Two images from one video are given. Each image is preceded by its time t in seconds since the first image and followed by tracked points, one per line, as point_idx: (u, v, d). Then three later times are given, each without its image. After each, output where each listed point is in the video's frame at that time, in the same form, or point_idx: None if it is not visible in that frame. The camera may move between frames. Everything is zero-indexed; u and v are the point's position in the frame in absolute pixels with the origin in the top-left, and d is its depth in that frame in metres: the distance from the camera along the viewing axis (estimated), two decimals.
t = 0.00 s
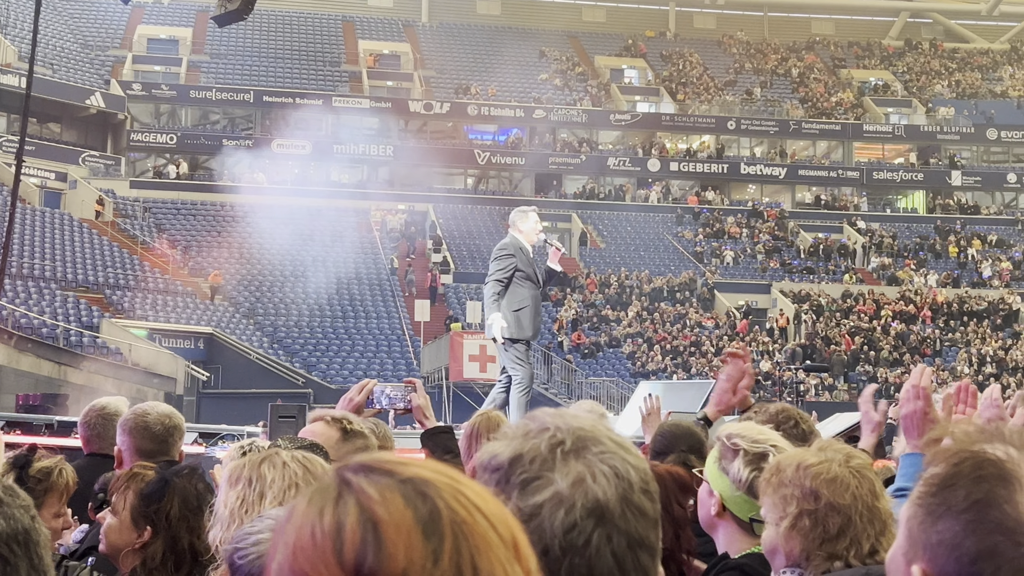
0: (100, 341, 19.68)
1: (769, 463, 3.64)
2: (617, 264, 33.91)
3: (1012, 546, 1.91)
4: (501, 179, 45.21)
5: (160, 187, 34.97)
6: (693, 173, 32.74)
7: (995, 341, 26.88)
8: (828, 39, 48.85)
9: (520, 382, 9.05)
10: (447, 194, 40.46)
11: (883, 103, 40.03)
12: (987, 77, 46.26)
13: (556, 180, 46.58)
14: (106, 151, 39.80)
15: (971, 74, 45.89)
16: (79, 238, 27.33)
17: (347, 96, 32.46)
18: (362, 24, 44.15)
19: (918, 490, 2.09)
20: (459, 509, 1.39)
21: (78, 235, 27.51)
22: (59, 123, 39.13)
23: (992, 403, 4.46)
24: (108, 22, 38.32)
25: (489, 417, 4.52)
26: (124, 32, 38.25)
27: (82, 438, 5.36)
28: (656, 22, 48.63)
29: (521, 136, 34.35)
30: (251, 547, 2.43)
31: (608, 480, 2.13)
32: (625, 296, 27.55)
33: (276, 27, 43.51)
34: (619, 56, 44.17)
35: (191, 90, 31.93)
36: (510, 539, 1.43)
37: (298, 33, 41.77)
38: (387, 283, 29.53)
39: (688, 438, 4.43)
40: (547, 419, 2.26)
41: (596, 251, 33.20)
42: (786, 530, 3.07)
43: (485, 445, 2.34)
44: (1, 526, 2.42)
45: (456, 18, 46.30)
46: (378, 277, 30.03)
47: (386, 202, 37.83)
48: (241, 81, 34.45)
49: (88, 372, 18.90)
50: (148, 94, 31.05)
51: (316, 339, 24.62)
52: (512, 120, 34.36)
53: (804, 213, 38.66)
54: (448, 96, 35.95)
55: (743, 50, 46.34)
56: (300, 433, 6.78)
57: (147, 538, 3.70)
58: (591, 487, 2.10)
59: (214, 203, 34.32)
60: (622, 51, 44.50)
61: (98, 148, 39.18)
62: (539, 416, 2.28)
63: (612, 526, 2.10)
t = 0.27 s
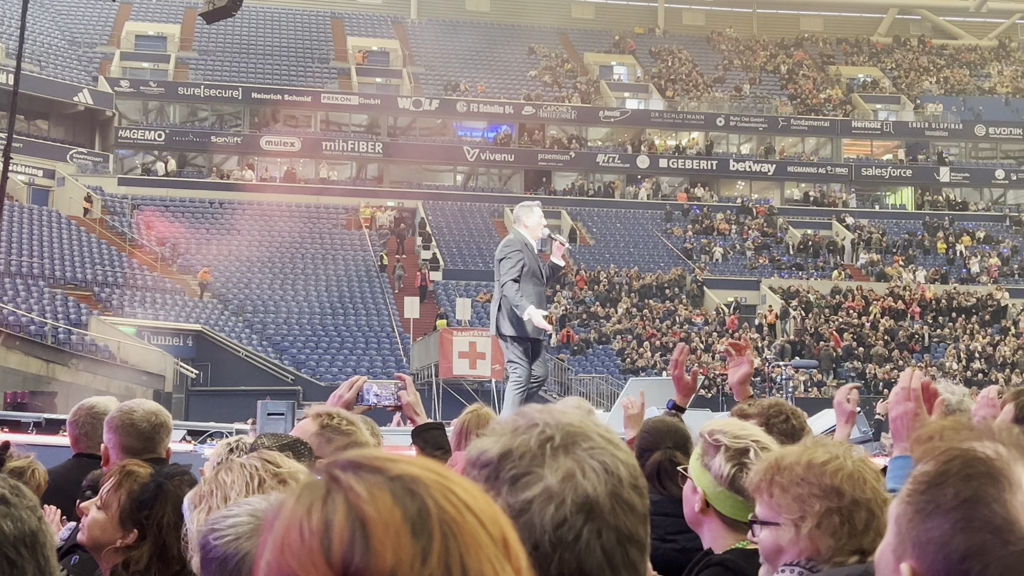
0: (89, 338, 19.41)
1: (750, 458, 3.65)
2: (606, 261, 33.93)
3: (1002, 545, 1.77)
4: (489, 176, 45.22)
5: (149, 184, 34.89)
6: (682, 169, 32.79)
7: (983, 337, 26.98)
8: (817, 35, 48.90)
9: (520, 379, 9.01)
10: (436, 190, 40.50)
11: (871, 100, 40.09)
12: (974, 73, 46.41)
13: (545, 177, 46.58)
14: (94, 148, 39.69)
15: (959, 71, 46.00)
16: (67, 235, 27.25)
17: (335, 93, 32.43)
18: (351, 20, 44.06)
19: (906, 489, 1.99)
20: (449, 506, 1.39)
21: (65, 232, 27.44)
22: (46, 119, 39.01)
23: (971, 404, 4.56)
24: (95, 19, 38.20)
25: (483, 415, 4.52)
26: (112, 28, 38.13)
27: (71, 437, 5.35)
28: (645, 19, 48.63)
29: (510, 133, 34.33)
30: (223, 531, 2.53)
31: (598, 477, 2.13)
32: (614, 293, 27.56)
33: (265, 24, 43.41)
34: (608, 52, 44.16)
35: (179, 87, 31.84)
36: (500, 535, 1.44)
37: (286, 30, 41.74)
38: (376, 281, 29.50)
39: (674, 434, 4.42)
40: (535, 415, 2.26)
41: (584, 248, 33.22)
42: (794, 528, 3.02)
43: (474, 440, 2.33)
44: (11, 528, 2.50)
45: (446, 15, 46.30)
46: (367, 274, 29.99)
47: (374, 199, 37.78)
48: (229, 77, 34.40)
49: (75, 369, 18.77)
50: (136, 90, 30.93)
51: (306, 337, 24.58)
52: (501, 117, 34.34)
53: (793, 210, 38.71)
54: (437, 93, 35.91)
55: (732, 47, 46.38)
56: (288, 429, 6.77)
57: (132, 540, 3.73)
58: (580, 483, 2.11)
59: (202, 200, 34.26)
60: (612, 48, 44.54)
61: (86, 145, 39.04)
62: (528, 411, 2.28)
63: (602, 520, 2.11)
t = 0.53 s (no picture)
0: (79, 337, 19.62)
1: (736, 458, 3.65)
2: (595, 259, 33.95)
3: (988, 547, 1.74)
4: (479, 175, 45.21)
5: (138, 184, 34.80)
6: (671, 168, 32.84)
7: (972, 334, 27.06)
8: (806, 34, 48.97)
9: (512, 378, 9.03)
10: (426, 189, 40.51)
11: (860, 98, 40.13)
12: (963, 71, 46.49)
13: (535, 176, 46.58)
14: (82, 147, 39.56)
15: (947, 69, 46.11)
16: (55, 235, 27.20)
17: (324, 92, 32.39)
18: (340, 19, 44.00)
19: (893, 490, 1.96)
20: (431, 505, 1.39)
21: (54, 232, 27.40)
22: (35, 119, 38.90)
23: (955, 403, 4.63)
24: (83, 18, 38.09)
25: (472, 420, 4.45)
26: (100, 27, 38.02)
27: (58, 437, 5.33)
28: (634, 18, 48.67)
29: (499, 132, 34.31)
30: (170, 537, 2.46)
31: (587, 475, 2.14)
32: (604, 291, 27.57)
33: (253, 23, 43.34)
34: (597, 51, 44.18)
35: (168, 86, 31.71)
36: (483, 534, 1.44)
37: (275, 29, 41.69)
38: (366, 278, 29.44)
39: (657, 434, 4.45)
40: (524, 415, 2.28)
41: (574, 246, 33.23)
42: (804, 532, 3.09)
43: (463, 440, 2.34)
44: (18, 532, 2.42)
45: (435, 13, 46.29)
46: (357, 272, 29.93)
47: (364, 198, 37.73)
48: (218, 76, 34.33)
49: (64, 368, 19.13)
50: (124, 89, 30.83)
51: (296, 336, 24.54)
52: (490, 115, 34.31)
53: (783, 208, 38.77)
54: (426, 92, 35.87)
55: (721, 46, 46.44)
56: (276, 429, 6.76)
57: (114, 534, 3.75)
58: (569, 481, 2.11)
59: (192, 199, 34.19)
60: (601, 46, 44.58)
61: (74, 144, 38.93)
62: (517, 411, 2.30)
63: (589, 519, 2.11)
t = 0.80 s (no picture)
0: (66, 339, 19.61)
1: (725, 451, 3.67)
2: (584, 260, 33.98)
3: (967, 547, 1.65)
4: (468, 176, 45.25)
5: (125, 185, 34.70)
6: (659, 169, 32.86)
7: (959, 334, 27.13)
8: (793, 35, 49.00)
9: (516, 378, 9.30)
10: (414, 191, 40.49)
11: (847, 99, 40.21)
12: (951, 71, 46.59)
13: (523, 176, 46.57)
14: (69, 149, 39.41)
15: (934, 70, 46.22)
16: (42, 237, 27.14)
17: (312, 92, 32.31)
18: (328, 20, 43.92)
19: (871, 488, 1.89)
20: (408, 508, 1.39)
21: (41, 233, 27.35)
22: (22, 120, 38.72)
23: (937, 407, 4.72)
24: (70, 19, 37.90)
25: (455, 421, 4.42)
26: (87, 28, 37.85)
27: (39, 438, 5.32)
28: (622, 18, 48.65)
29: (488, 132, 34.27)
30: (128, 547, 2.70)
31: (569, 475, 2.14)
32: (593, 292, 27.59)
33: (241, 24, 43.22)
34: (585, 52, 44.16)
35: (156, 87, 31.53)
36: (462, 537, 1.44)
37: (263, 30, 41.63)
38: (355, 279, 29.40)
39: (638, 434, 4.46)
40: (509, 416, 2.28)
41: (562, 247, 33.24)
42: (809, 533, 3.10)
43: (448, 439, 2.34)
44: (22, 537, 2.32)
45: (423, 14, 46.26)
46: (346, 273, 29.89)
47: (352, 199, 37.69)
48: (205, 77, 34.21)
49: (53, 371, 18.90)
50: (112, 90, 30.64)
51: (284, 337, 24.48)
52: (478, 116, 34.26)
53: (771, 208, 38.84)
54: (414, 92, 35.81)
55: (708, 46, 46.46)
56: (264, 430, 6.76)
57: (94, 533, 3.81)
58: (552, 481, 2.11)
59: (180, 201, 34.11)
60: (589, 47, 44.57)
61: (61, 146, 38.75)
62: (501, 412, 2.30)
63: (572, 519, 2.12)
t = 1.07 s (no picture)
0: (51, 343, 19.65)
1: (708, 447, 3.69)
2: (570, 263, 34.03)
3: (926, 550, 1.66)
4: (454, 178, 45.26)
5: (111, 187, 34.58)
6: (645, 172, 32.87)
7: (944, 336, 27.24)
8: (779, 38, 49.09)
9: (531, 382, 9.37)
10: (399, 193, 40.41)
11: (833, 102, 40.27)
12: (936, 73, 46.70)
13: (510, 179, 46.55)
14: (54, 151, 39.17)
15: (919, 73, 46.33)
16: (27, 239, 27.01)
17: (298, 95, 32.19)
18: (315, 22, 43.86)
19: (836, 491, 1.89)
20: (390, 514, 1.39)
21: (26, 236, 27.21)
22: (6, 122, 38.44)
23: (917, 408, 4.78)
24: (55, 21, 37.72)
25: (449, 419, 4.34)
26: (72, 31, 37.67)
27: (22, 442, 5.30)
28: (608, 22, 48.68)
29: (475, 135, 34.24)
30: (106, 543, 2.76)
31: (549, 480, 2.14)
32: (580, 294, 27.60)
33: (228, 26, 43.10)
34: (571, 55, 44.12)
35: (142, 89, 31.25)
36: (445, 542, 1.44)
37: (247, 32, 41.46)
38: (341, 283, 29.35)
39: (620, 435, 4.47)
40: (492, 420, 2.27)
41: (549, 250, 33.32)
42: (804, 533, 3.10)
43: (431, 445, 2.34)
44: (16, 544, 2.31)
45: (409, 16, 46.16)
46: (331, 276, 29.83)
47: (339, 201, 37.61)
48: (191, 80, 34.06)
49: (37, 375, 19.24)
50: (98, 93, 30.42)
51: (270, 341, 24.41)
52: (465, 119, 34.24)
53: (757, 211, 38.92)
54: (401, 95, 35.75)
55: (694, 49, 46.57)
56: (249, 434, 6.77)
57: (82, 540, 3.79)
58: (532, 486, 2.11)
59: (165, 204, 33.97)
60: (575, 49, 44.53)
61: (45, 148, 38.50)
62: (484, 417, 2.30)
63: (552, 523, 2.11)
